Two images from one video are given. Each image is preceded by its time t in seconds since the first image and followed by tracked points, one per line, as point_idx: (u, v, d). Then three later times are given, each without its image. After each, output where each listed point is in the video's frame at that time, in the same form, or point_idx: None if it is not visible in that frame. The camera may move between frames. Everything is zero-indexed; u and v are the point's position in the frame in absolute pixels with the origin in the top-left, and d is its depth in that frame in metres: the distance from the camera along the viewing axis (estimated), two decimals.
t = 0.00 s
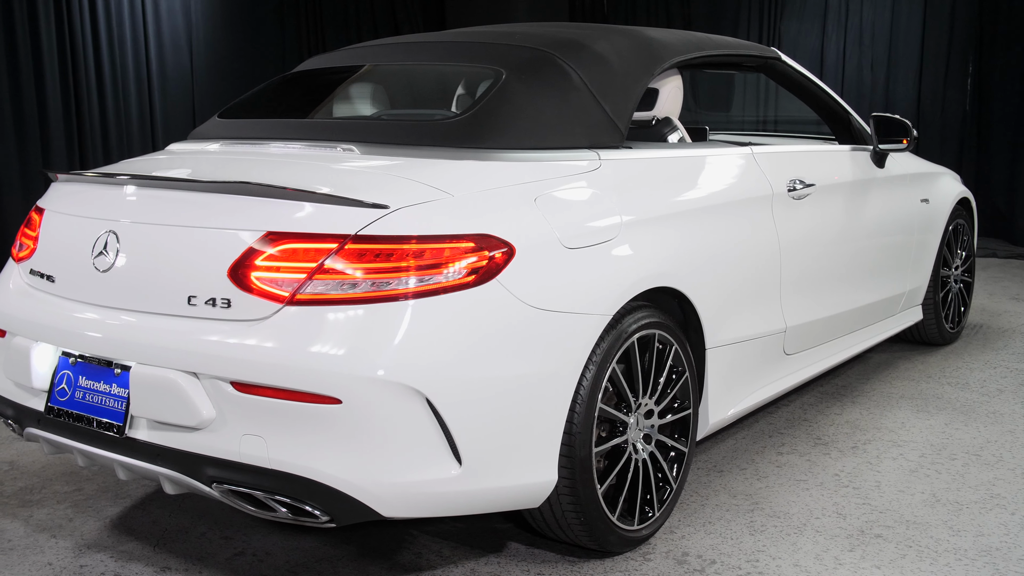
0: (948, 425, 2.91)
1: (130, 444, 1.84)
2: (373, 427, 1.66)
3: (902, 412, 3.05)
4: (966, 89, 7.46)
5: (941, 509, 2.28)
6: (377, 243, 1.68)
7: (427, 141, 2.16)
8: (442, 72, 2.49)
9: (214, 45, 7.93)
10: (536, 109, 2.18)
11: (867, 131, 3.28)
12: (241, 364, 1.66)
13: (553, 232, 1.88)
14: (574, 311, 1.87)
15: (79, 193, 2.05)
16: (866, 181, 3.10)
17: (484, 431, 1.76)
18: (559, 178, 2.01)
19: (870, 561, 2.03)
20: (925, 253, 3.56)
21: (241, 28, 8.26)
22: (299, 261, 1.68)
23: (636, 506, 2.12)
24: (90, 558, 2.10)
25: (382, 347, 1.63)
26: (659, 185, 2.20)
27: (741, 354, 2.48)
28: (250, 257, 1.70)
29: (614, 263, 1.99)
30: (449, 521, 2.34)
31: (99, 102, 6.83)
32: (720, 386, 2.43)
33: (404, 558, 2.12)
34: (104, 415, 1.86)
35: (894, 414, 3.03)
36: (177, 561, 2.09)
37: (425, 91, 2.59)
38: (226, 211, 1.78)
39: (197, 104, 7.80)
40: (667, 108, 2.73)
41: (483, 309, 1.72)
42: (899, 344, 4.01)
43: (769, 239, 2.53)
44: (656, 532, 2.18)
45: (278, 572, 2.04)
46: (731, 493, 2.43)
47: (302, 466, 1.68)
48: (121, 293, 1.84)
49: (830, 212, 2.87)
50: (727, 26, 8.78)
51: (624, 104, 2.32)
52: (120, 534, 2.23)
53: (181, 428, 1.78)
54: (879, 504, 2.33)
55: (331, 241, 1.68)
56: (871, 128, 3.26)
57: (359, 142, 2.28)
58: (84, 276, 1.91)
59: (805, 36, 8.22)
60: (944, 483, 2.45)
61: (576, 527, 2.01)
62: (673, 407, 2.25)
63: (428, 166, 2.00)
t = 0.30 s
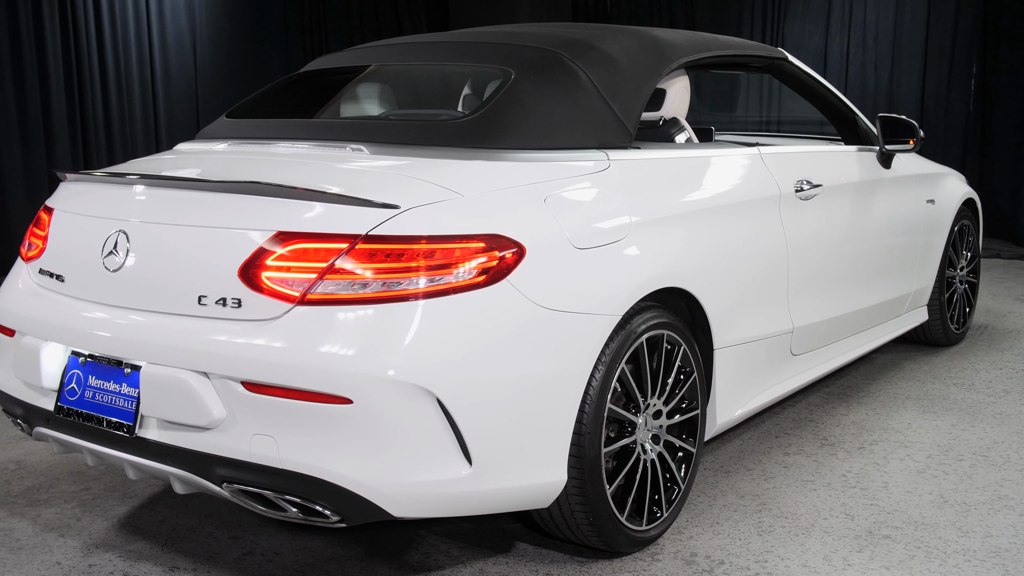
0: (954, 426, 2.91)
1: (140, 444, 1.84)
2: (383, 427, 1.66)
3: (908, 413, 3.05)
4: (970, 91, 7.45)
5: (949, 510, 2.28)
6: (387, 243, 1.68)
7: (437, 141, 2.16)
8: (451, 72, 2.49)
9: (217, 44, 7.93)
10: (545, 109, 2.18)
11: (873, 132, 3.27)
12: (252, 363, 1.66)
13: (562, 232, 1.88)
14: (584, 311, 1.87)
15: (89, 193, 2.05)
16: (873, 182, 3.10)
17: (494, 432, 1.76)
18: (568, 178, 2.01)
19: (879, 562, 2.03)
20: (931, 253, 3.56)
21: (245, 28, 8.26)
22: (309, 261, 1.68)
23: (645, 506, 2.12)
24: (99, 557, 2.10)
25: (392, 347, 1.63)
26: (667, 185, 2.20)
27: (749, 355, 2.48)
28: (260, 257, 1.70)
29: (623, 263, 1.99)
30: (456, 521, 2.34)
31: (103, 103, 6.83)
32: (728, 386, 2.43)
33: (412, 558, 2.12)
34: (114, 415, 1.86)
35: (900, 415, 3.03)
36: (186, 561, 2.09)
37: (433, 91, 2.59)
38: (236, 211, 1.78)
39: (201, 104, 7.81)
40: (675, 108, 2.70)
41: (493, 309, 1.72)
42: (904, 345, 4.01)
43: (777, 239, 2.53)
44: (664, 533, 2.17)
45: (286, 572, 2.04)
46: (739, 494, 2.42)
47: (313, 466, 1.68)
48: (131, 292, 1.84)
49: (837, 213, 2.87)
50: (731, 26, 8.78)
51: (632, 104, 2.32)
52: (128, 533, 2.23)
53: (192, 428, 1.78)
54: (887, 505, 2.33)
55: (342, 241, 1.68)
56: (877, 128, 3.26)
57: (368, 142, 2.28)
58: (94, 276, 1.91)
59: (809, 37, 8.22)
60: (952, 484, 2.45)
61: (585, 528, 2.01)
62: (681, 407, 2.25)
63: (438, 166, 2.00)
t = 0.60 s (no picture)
0: (960, 427, 2.91)
1: (149, 443, 1.84)
2: (394, 427, 1.66)
3: (914, 413, 3.05)
4: (973, 91, 7.46)
5: (957, 510, 2.28)
6: (398, 243, 1.68)
7: (445, 141, 2.16)
8: (457, 73, 2.49)
9: (220, 44, 7.94)
10: (553, 109, 2.18)
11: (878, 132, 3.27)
12: (262, 364, 1.66)
13: (572, 232, 1.88)
14: (593, 311, 1.87)
15: (98, 193, 2.06)
16: (879, 182, 3.10)
17: (504, 432, 1.76)
18: (577, 179, 2.01)
19: (888, 562, 2.03)
20: (936, 254, 3.56)
21: (248, 27, 8.27)
22: (320, 261, 1.68)
23: (653, 507, 2.12)
24: (107, 557, 2.10)
25: (402, 347, 1.63)
26: (675, 186, 2.20)
27: (756, 355, 2.48)
28: (270, 257, 1.70)
29: (632, 263, 1.99)
30: (464, 521, 2.34)
31: (107, 104, 6.84)
32: (735, 387, 2.43)
33: (420, 558, 2.12)
34: (123, 414, 1.86)
35: (906, 416, 3.03)
36: (194, 561, 2.09)
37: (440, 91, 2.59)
38: (246, 210, 1.78)
39: (204, 104, 7.81)
40: (681, 108, 2.70)
41: (503, 309, 1.72)
42: (909, 345, 4.01)
43: (784, 240, 2.53)
44: (672, 533, 2.17)
45: (295, 572, 2.04)
46: (746, 494, 2.42)
47: (323, 466, 1.68)
48: (141, 292, 1.84)
49: (844, 214, 2.87)
50: (733, 26, 8.78)
51: (640, 103, 2.32)
52: (136, 533, 2.23)
53: (202, 427, 1.78)
54: (894, 505, 2.32)
55: (352, 241, 1.68)
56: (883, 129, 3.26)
57: (376, 142, 2.28)
58: (103, 276, 1.91)
59: (812, 37, 8.22)
60: (959, 484, 2.45)
61: (594, 528, 2.01)
62: (688, 408, 2.25)
63: (447, 166, 2.00)
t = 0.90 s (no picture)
0: (966, 427, 2.91)
1: (158, 443, 1.84)
2: (403, 427, 1.66)
3: (920, 413, 3.05)
4: (976, 91, 7.46)
5: (964, 511, 2.28)
6: (407, 243, 1.68)
7: (453, 141, 2.16)
8: (465, 72, 2.49)
9: (223, 44, 7.94)
10: (560, 109, 2.18)
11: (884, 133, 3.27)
12: (272, 363, 1.66)
13: (581, 232, 1.88)
14: (602, 311, 1.87)
15: (106, 192, 2.06)
16: (884, 182, 3.10)
17: (513, 432, 1.76)
18: (585, 178, 2.01)
19: (896, 563, 2.03)
20: (941, 254, 3.56)
21: (250, 27, 8.27)
22: (329, 261, 1.68)
23: (661, 507, 2.12)
24: (115, 557, 2.10)
25: (411, 347, 1.63)
26: (683, 186, 2.20)
27: (763, 355, 2.48)
28: (280, 257, 1.70)
29: (641, 263, 1.99)
30: (471, 521, 2.34)
31: (110, 105, 6.84)
32: (742, 387, 2.43)
33: (428, 558, 2.12)
34: (132, 414, 1.86)
35: (912, 416, 3.03)
36: (202, 561, 2.09)
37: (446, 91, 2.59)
38: (255, 210, 1.78)
39: (207, 104, 7.81)
40: (688, 108, 2.70)
41: (512, 309, 1.72)
42: (914, 346, 4.01)
43: (790, 240, 2.53)
44: (679, 533, 2.17)
45: (303, 572, 2.04)
46: (753, 494, 2.42)
47: (332, 466, 1.68)
48: (150, 292, 1.84)
49: (850, 214, 2.87)
50: (736, 26, 8.78)
51: (647, 104, 2.32)
52: (143, 532, 2.24)
53: (211, 428, 1.78)
54: (901, 505, 2.32)
55: (362, 241, 1.68)
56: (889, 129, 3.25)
57: (384, 142, 2.28)
58: (111, 276, 1.91)
59: (815, 37, 8.22)
60: (966, 484, 2.45)
61: (602, 528, 2.01)
62: (696, 408, 2.25)
63: (456, 166, 2.00)
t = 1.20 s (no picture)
0: (972, 427, 2.91)
1: (167, 443, 1.84)
2: (412, 427, 1.66)
3: (925, 413, 3.05)
4: (980, 91, 7.45)
5: (972, 511, 2.28)
6: (416, 243, 1.68)
7: (461, 141, 2.16)
8: (471, 72, 2.49)
9: (226, 44, 7.94)
10: (568, 108, 2.18)
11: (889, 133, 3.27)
12: (281, 363, 1.66)
13: (589, 232, 1.88)
14: (610, 311, 1.87)
15: (114, 192, 2.06)
16: (890, 182, 3.10)
17: (522, 431, 1.76)
18: (593, 178, 2.01)
19: (904, 562, 2.02)
20: (946, 254, 3.56)
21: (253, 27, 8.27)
22: (338, 260, 1.68)
23: (668, 507, 2.12)
24: (122, 556, 2.10)
25: (420, 347, 1.63)
26: (690, 185, 2.20)
27: (769, 355, 2.48)
28: (289, 257, 1.70)
29: (648, 263, 1.99)
30: (478, 520, 2.34)
31: (114, 105, 6.84)
32: (749, 387, 2.43)
33: (435, 558, 2.12)
34: (141, 414, 1.86)
35: (918, 416, 3.02)
36: (209, 560, 2.09)
37: (453, 91, 2.59)
38: (264, 210, 1.78)
39: (210, 104, 7.81)
40: (693, 108, 2.69)
41: (521, 309, 1.72)
42: (919, 345, 4.01)
43: (797, 240, 2.53)
44: (687, 533, 2.17)
45: (310, 571, 2.04)
46: (759, 494, 2.42)
47: (341, 466, 1.68)
48: (158, 292, 1.84)
49: (856, 214, 2.87)
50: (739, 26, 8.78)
51: (654, 104, 2.32)
52: (150, 532, 2.24)
53: (220, 427, 1.78)
54: (908, 505, 2.32)
55: (370, 241, 1.68)
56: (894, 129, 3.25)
57: (392, 142, 2.28)
58: (120, 276, 1.91)
59: (818, 37, 8.22)
60: (973, 485, 2.45)
61: (610, 528, 2.01)
62: (703, 408, 2.25)
63: (464, 165, 2.00)
